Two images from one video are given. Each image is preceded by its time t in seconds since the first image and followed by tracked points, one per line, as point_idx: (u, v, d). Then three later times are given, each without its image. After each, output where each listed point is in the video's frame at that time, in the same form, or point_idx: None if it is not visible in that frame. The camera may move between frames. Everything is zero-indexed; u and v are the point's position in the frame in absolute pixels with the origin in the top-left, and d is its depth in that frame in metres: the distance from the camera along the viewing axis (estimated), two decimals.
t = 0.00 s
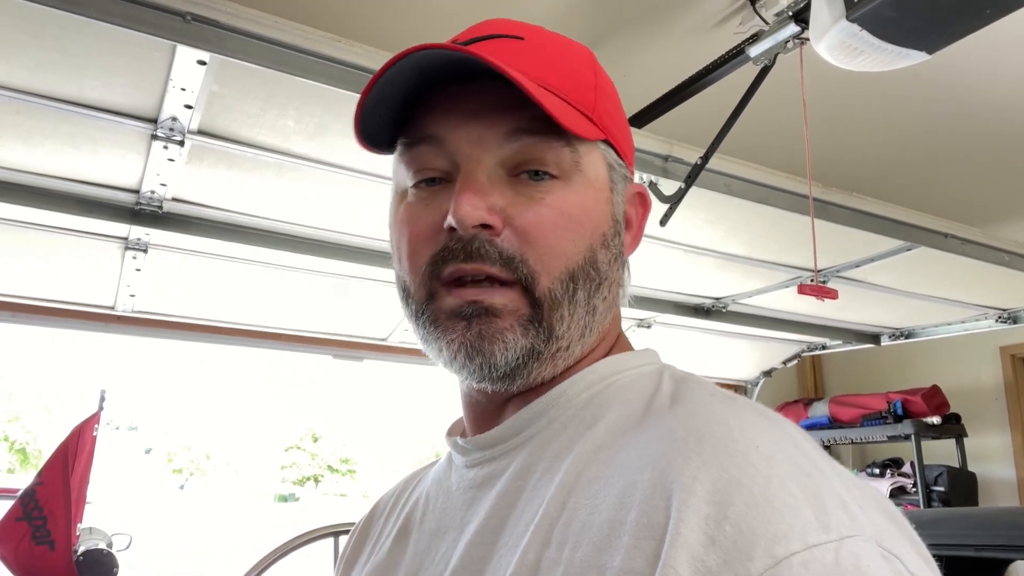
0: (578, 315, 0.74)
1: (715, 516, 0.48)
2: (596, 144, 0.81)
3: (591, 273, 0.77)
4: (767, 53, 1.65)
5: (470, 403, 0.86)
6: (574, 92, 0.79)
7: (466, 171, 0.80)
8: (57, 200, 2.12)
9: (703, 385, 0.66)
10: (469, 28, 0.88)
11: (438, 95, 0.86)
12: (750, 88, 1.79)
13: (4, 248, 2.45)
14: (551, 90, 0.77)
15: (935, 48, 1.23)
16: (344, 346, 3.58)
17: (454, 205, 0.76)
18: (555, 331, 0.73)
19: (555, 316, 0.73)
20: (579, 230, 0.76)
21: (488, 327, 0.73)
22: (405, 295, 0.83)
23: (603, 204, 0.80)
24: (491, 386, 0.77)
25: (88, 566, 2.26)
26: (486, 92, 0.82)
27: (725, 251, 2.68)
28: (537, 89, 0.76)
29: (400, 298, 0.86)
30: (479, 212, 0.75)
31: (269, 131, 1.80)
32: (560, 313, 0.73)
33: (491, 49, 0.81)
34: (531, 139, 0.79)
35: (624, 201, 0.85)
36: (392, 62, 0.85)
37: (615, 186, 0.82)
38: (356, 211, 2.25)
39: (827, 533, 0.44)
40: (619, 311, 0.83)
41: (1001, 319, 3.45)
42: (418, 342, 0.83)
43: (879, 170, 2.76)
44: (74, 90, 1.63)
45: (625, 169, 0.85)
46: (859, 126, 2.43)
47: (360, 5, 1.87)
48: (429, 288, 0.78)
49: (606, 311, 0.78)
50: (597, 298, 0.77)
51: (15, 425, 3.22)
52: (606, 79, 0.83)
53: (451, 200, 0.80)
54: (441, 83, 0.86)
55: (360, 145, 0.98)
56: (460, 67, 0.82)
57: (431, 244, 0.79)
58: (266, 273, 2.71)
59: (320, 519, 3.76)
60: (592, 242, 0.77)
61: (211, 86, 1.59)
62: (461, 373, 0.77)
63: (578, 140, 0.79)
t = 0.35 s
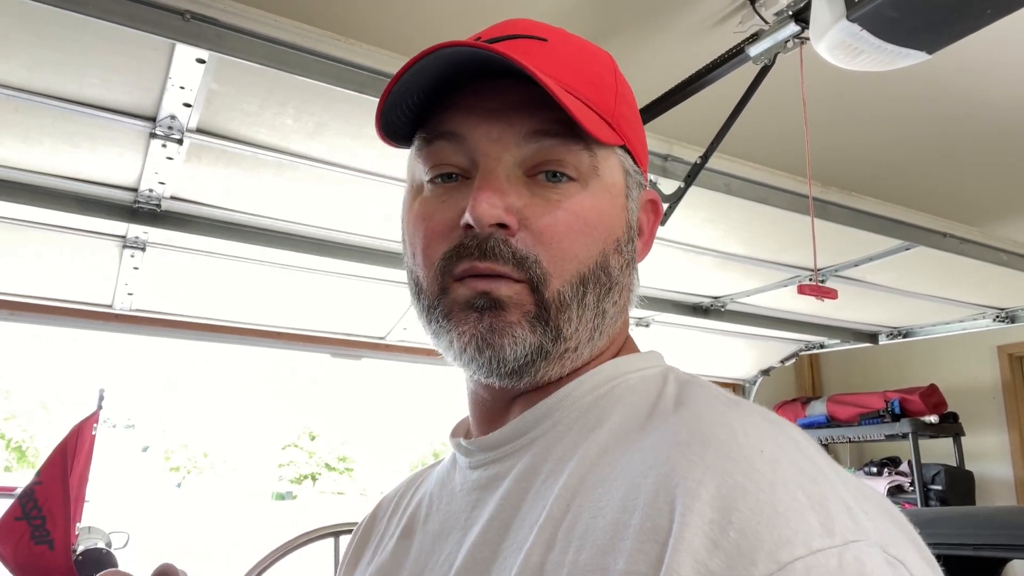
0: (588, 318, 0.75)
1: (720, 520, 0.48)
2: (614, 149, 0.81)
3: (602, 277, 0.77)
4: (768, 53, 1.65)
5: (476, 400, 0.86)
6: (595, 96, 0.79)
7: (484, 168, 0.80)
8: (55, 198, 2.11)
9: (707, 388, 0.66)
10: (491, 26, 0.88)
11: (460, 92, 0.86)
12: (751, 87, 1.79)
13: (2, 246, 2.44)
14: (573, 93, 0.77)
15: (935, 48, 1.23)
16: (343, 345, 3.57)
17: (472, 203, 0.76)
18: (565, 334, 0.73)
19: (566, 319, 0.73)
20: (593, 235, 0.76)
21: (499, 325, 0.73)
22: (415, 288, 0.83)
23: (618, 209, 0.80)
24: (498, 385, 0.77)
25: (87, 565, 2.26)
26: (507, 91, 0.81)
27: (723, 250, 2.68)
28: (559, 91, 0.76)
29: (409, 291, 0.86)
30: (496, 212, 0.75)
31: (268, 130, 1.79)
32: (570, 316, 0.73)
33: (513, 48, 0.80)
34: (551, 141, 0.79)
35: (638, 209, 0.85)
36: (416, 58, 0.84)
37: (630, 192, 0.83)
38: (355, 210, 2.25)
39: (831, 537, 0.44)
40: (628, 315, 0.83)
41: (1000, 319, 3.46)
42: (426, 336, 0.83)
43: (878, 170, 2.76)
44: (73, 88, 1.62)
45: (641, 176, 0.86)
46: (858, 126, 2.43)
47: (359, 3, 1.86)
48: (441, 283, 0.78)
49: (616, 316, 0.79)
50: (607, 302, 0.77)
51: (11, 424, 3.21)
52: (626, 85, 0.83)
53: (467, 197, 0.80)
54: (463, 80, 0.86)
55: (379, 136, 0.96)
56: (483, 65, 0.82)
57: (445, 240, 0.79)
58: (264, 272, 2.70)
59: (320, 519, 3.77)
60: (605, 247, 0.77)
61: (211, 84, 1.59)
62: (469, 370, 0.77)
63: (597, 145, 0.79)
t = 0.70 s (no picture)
0: (591, 320, 0.75)
1: (720, 519, 0.48)
2: (615, 149, 0.81)
3: (604, 279, 0.77)
4: (766, 54, 1.65)
5: (475, 401, 0.86)
6: (599, 97, 0.79)
7: (488, 170, 0.80)
8: (53, 198, 2.11)
9: (706, 388, 0.66)
10: (491, 24, 0.88)
11: (462, 92, 0.85)
12: (749, 88, 1.79)
13: None
14: (577, 93, 0.77)
15: (933, 49, 1.23)
16: (341, 346, 3.56)
17: (476, 205, 0.76)
18: (569, 336, 0.73)
19: (569, 321, 0.73)
20: (597, 236, 0.77)
21: (503, 329, 0.73)
22: (416, 291, 0.83)
23: (620, 210, 0.80)
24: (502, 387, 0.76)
25: (85, 566, 2.27)
26: (511, 92, 0.81)
27: (721, 250, 2.68)
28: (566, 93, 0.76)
29: (409, 293, 0.86)
30: (501, 215, 0.75)
31: (267, 130, 1.79)
32: (573, 318, 0.73)
33: (516, 47, 0.80)
34: (554, 142, 0.79)
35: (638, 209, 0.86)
36: (420, 60, 0.84)
37: (631, 192, 0.83)
38: (352, 210, 2.25)
39: (831, 537, 0.44)
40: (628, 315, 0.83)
41: (996, 320, 3.46)
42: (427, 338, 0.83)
43: (875, 171, 2.76)
44: (71, 88, 1.62)
45: (640, 176, 0.86)
46: (855, 127, 2.43)
47: (357, 3, 1.86)
48: (443, 286, 0.78)
49: (618, 316, 0.79)
50: (609, 303, 0.77)
51: (7, 425, 3.21)
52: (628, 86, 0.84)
53: (470, 199, 0.79)
54: (465, 80, 0.85)
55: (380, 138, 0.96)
56: (486, 66, 0.82)
57: (448, 243, 0.79)
58: (262, 272, 2.70)
59: (320, 519, 3.77)
60: (607, 248, 0.78)
61: (209, 84, 1.59)
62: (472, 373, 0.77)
63: (599, 145, 0.79)
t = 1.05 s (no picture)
0: (592, 317, 0.75)
1: (720, 518, 0.48)
2: (616, 147, 0.82)
3: (605, 277, 0.77)
4: (765, 56, 1.66)
5: (469, 398, 0.86)
6: (604, 95, 0.80)
7: (491, 166, 0.80)
8: (52, 199, 2.11)
9: (703, 386, 0.66)
10: (495, 19, 0.88)
11: (466, 86, 0.86)
12: (748, 90, 1.79)
13: None
14: (582, 89, 0.78)
15: (931, 51, 1.23)
16: (340, 347, 3.56)
17: (481, 200, 0.76)
18: (570, 334, 0.73)
19: (571, 319, 0.73)
20: (600, 234, 0.77)
21: (506, 325, 0.73)
22: (416, 288, 0.83)
23: (621, 209, 0.80)
24: (501, 384, 0.76)
25: (82, 566, 2.25)
26: (515, 87, 0.82)
27: (720, 253, 2.68)
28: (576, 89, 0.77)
29: (407, 291, 0.86)
30: (506, 210, 0.75)
31: (266, 132, 1.79)
32: (576, 316, 0.74)
33: (522, 41, 0.80)
34: (558, 138, 0.79)
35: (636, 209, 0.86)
36: (427, 52, 0.84)
37: (631, 191, 0.83)
38: (352, 211, 2.25)
39: (830, 535, 0.44)
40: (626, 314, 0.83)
41: (996, 322, 3.46)
42: (426, 335, 0.82)
43: (875, 173, 2.76)
44: (70, 89, 1.62)
45: (638, 175, 0.86)
46: (855, 129, 2.43)
47: (358, 5, 1.86)
48: (445, 282, 0.78)
49: (617, 315, 0.79)
50: (609, 302, 0.78)
51: (8, 427, 3.19)
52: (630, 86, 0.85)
53: (473, 194, 0.79)
54: (468, 75, 0.85)
55: (385, 132, 0.96)
56: (492, 60, 0.82)
57: (451, 238, 0.78)
58: (261, 274, 2.70)
59: (320, 519, 3.77)
60: (609, 247, 0.78)
61: (209, 86, 1.59)
62: (472, 369, 0.76)
63: (601, 142, 0.80)
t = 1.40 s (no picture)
0: (598, 323, 0.75)
1: (720, 517, 0.48)
2: (622, 153, 0.82)
3: (612, 282, 0.78)
4: (766, 58, 1.66)
5: (472, 402, 0.86)
6: (610, 101, 0.80)
7: (498, 171, 0.80)
8: (53, 199, 2.11)
9: (704, 387, 0.66)
10: (500, 25, 0.88)
11: (472, 92, 0.86)
12: (749, 93, 1.79)
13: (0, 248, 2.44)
14: (589, 96, 0.78)
15: (932, 53, 1.23)
16: (341, 348, 3.58)
17: (488, 206, 0.76)
18: (577, 338, 0.74)
19: (577, 323, 0.74)
20: (606, 239, 0.77)
21: (512, 332, 0.73)
22: (420, 292, 0.83)
23: (626, 214, 0.81)
24: (506, 389, 0.76)
25: (82, 566, 2.25)
26: (521, 92, 0.82)
27: (721, 255, 2.68)
28: (586, 95, 0.77)
29: (411, 294, 0.86)
30: (513, 215, 0.75)
31: (267, 133, 1.79)
32: (582, 320, 0.74)
33: (528, 47, 0.80)
34: (564, 143, 0.80)
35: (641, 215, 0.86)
36: (435, 58, 0.84)
37: (636, 197, 0.84)
38: (353, 212, 2.25)
39: (830, 535, 0.44)
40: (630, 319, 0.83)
41: (997, 325, 3.46)
42: (430, 340, 0.82)
43: (876, 176, 2.77)
44: (72, 90, 1.63)
45: (643, 180, 0.86)
46: (856, 132, 2.43)
47: (359, 6, 1.87)
48: (450, 287, 0.78)
49: (623, 319, 0.79)
50: (615, 306, 0.78)
51: (8, 426, 3.24)
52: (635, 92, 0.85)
53: (480, 199, 0.80)
54: (474, 81, 0.86)
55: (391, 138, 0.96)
56: (498, 66, 0.82)
57: (457, 243, 0.79)
58: (262, 275, 2.70)
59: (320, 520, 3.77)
60: (615, 252, 0.78)
61: (209, 87, 1.59)
62: (477, 374, 0.76)
63: (608, 148, 0.80)
